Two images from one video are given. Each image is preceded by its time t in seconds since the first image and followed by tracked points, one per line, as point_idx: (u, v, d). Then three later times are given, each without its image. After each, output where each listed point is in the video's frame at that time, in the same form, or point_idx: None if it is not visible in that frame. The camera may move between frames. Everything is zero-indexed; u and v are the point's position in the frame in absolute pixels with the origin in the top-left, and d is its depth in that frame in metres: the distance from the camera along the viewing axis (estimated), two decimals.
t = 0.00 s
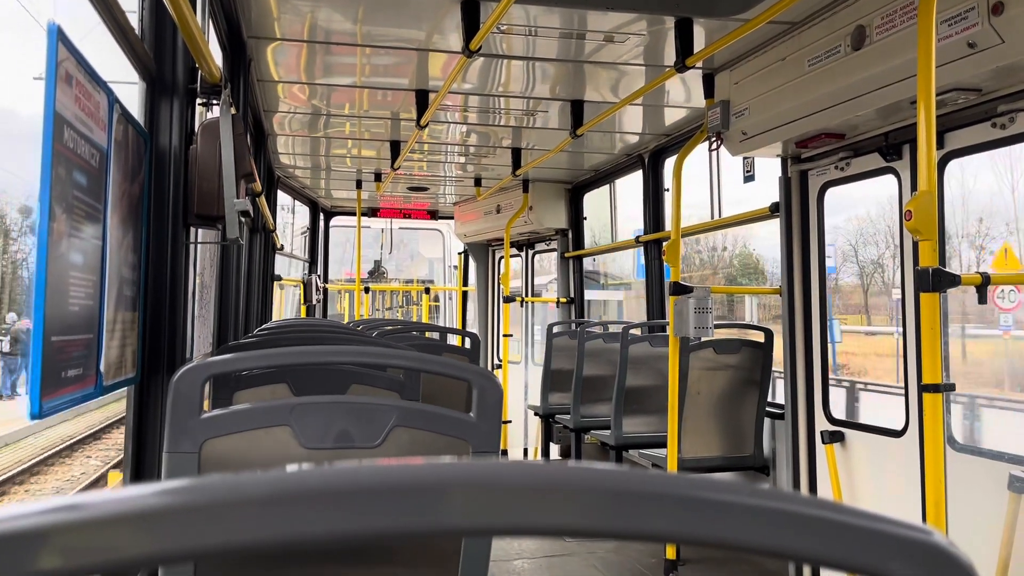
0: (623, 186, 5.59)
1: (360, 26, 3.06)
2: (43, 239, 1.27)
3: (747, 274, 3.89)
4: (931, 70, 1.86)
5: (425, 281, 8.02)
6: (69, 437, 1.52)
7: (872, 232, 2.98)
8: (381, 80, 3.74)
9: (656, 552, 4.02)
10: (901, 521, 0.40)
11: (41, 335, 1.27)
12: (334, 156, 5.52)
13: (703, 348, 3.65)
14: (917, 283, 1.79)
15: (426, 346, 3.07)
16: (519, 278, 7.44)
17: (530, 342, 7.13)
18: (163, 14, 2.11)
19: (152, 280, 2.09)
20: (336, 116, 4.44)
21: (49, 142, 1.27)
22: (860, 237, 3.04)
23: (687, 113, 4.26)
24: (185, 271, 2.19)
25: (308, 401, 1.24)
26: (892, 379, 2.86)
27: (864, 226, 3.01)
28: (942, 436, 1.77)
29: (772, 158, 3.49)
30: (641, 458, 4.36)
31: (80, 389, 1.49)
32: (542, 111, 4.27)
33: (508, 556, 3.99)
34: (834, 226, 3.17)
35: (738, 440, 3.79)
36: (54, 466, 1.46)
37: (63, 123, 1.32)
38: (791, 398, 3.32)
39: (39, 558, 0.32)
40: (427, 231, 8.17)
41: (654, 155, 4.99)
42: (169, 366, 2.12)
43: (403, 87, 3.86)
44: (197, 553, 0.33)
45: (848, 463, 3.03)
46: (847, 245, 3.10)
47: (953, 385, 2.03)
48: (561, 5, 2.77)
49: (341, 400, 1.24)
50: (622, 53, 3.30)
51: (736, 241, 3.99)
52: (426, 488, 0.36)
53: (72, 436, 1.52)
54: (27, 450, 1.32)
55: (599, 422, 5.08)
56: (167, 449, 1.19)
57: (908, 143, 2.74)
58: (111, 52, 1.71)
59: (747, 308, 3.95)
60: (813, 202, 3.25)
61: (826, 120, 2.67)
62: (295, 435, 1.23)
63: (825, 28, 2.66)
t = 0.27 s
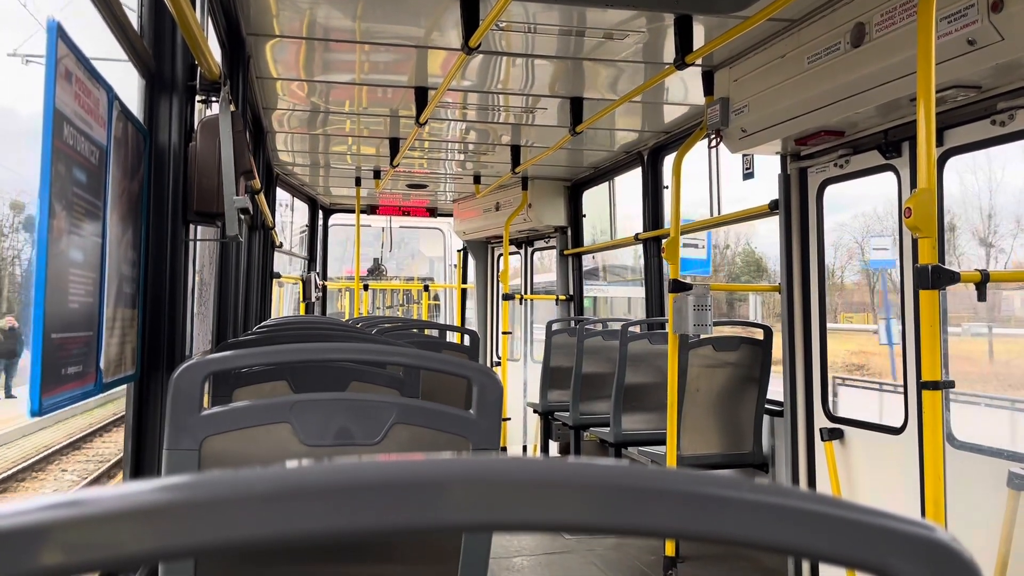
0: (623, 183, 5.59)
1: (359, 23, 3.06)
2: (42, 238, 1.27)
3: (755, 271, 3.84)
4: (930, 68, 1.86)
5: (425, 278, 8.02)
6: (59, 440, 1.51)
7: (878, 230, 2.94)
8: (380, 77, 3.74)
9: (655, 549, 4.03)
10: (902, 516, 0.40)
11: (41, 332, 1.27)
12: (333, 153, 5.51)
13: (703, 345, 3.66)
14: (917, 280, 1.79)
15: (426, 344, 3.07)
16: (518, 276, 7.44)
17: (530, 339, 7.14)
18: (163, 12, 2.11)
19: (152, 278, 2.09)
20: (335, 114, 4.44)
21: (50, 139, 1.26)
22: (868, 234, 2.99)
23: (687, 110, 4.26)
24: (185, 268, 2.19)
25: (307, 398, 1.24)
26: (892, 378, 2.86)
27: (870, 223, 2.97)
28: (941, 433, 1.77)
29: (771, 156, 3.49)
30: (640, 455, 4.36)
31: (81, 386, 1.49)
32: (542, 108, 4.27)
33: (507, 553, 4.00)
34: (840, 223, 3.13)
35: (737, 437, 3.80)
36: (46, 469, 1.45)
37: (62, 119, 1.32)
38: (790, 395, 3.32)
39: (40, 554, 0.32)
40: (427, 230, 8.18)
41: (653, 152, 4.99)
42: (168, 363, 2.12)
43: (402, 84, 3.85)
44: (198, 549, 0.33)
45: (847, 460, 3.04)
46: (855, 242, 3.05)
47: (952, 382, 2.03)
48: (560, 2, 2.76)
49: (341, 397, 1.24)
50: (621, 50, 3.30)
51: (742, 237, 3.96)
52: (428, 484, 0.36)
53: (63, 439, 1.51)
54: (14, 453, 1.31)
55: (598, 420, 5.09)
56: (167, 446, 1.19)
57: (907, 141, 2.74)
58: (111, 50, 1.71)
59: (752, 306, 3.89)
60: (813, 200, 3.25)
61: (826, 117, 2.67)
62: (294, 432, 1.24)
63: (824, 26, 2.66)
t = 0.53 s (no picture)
0: (623, 180, 5.58)
1: (360, 20, 3.04)
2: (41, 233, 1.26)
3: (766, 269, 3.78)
4: (933, 63, 1.85)
5: (425, 276, 8.01)
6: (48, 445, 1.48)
7: (886, 226, 2.91)
8: (381, 74, 3.73)
9: (656, 546, 4.03)
10: (913, 510, 0.39)
11: (39, 329, 1.26)
12: (333, 150, 5.50)
13: (704, 342, 3.65)
14: (919, 277, 1.78)
15: (426, 341, 3.07)
16: (519, 273, 7.43)
17: (530, 337, 7.13)
18: (161, 7, 2.10)
19: (151, 275, 2.08)
20: (335, 111, 4.42)
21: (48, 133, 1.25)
22: (875, 232, 2.96)
23: (687, 107, 4.25)
24: (184, 265, 2.18)
25: (307, 395, 1.23)
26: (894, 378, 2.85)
27: (878, 220, 2.94)
28: (944, 430, 1.76)
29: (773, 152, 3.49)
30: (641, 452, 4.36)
31: (80, 382, 1.49)
32: (542, 105, 4.26)
33: (508, 551, 3.99)
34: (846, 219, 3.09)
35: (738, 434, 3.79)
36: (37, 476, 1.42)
37: (59, 114, 1.31)
38: (791, 392, 3.32)
39: (34, 549, 0.31)
40: (428, 229, 8.21)
41: (654, 149, 4.98)
42: (168, 360, 2.11)
43: (402, 80, 3.84)
44: (198, 545, 0.33)
45: (849, 456, 3.03)
46: (862, 239, 3.02)
47: (955, 379, 2.02)
48: None
49: (341, 393, 1.24)
50: (622, 46, 3.29)
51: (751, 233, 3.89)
52: (429, 477, 0.35)
53: (53, 441, 1.49)
54: None
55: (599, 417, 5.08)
56: (166, 442, 1.19)
57: (909, 137, 2.73)
58: (110, 44, 1.70)
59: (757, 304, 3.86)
60: (814, 197, 3.24)
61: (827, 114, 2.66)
62: (294, 428, 1.23)
63: (827, 21, 2.65)
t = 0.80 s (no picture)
0: (624, 176, 5.57)
1: (360, 15, 3.04)
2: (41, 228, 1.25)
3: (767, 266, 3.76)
4: (936, 57, 1.84)
5: (426, 273, 8.01)
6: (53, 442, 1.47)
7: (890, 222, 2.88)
8: (381, 70, 3.72)
9: (659, 542, 4.03)
10: (922, 502, 0.39)
11: (39, 324, 1.26)
12: (334, 147, 5.49)
13: (706, 338, 3.64)
14: (922, 272, 1.77)
15: (428, 337, 3.06)
16: (520, 269, 7.43)
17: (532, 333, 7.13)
18: (160, 3, 2.09)
19: (152, 271, 2.08)
20: (336, 107, 4.42)
21: (47, 128, 1.25)
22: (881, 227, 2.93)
23: (689, 102, 4.23)
24: (185, 261, 2.18)
25: (309, 390, 1.23)
26: (896, 373, 2.84)
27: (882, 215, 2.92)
28: (947, 426, 1.76)
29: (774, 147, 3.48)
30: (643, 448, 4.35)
31: (81, 379, 1.48)
32: (543, 101, 4.25)
33: (511, 546, 4.00)
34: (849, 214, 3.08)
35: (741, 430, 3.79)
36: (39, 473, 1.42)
37: (59, 109, 1.30)
38: (793, 387, 3.31)
39: (31, 542, 0.30)
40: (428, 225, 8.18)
41: (655, 145, 4.97)
42: (169, 356, 2.11)
43: (403, 76, 3.83)
44: (199, 537, 0.32)
45: (851, 452, 3.03)
46: (867, 234, 3.00)
47: (958, 373, 2.02)
48: None
49: (341, 388, 1.23)
50: (623, 41, 3.28)
51: (750, 229, 3.88)
52: (433, 469, 0.34)
53: (57, 438, 1.48)
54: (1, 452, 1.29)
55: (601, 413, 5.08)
56: (168, 438, 1.18)
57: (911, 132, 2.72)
58: (110, 40, 1.69)
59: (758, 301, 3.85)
60: (816, 192, 3.22)
61: (829, 108, 2.65)
62: (296, 424, 1.22)
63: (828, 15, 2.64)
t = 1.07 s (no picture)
0: (626, 174, 5.56)
1: (361, 14, 3.03)
2: (42, 226, 1.26)
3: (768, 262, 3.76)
4: (937, 54, 1.84)
5: (428, 271, 8.01)
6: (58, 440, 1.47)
7: (892, 219, 2.88)
8: (382, 68, 3.71)
9: (660, 540, 4.03)
10: (922, 498, 0.39)
11: (42, 323, 1.27)
12: (335, 145, 5.49)
13: (707, 335, 3.64)
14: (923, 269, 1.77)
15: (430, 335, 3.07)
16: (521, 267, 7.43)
17: (533, 331, 7.13)
18: (160, 2, 2.09)
19: (153, 269, 2.08)
20: (337, 105, 4.42)
21: (48, 127, 1.25)
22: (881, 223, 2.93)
23: (690, 100, 4.23)
24: (187, 260, 2.18)
25: (311, 388, 1.23)
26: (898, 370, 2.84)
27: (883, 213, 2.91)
28: (949, 423, 1.75)
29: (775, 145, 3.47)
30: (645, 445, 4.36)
31: (82, 378, 1.48)
32: (544, 98, 4.24)
33: (513, 544, 4.00)
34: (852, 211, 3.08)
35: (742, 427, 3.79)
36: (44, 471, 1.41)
37: (60, 107, 1.31)
38: (795, 384, 3.31)
39: (34, 540, 0.31)
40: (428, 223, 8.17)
41: (657, 142, 4.97)
42: (171, 355, 2.11)
43: (404, 74, 3.83)
44: (202, 535, 0.32)
45: (852, 449, 3.03)
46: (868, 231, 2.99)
47: (960, 370, 2.01)
48: None
49: (342, 386, 1.23)
50: (624, 39, 3.27)
51: (753, 225, 3.87)
52: (434, 466, 0.35)
53: (62, 436, 1.48)
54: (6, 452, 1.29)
55: (602, 411, 5.08)
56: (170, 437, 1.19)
57: (913, 128, 2.71)
58: (111, 40, 1.70)
59: (760, 298, 3.84)
60: (817, 189, 3.22)
61: (830, 106, 2.65)
62: (297, 422, 1.22)
63: (829, 12, 2.63)
